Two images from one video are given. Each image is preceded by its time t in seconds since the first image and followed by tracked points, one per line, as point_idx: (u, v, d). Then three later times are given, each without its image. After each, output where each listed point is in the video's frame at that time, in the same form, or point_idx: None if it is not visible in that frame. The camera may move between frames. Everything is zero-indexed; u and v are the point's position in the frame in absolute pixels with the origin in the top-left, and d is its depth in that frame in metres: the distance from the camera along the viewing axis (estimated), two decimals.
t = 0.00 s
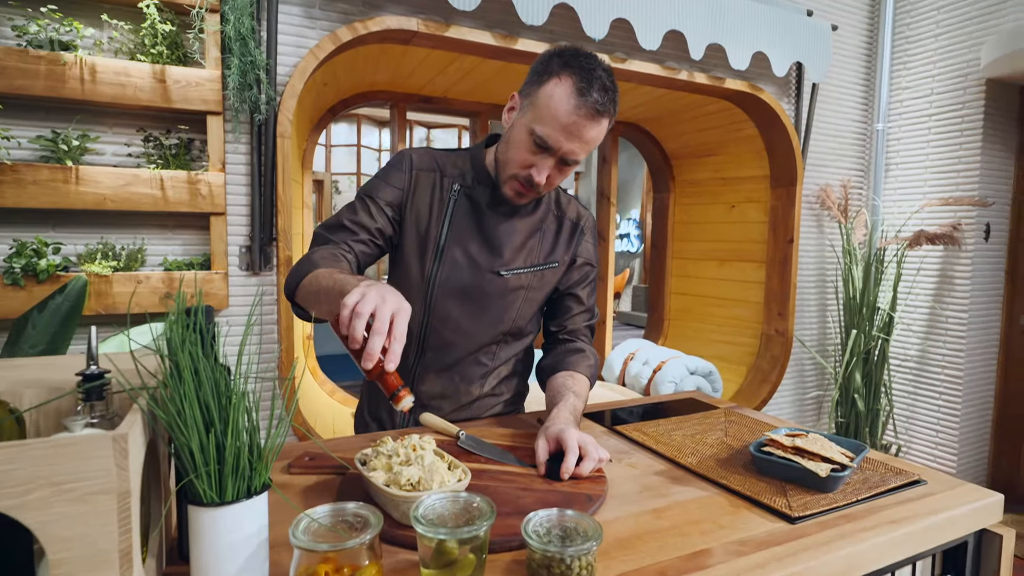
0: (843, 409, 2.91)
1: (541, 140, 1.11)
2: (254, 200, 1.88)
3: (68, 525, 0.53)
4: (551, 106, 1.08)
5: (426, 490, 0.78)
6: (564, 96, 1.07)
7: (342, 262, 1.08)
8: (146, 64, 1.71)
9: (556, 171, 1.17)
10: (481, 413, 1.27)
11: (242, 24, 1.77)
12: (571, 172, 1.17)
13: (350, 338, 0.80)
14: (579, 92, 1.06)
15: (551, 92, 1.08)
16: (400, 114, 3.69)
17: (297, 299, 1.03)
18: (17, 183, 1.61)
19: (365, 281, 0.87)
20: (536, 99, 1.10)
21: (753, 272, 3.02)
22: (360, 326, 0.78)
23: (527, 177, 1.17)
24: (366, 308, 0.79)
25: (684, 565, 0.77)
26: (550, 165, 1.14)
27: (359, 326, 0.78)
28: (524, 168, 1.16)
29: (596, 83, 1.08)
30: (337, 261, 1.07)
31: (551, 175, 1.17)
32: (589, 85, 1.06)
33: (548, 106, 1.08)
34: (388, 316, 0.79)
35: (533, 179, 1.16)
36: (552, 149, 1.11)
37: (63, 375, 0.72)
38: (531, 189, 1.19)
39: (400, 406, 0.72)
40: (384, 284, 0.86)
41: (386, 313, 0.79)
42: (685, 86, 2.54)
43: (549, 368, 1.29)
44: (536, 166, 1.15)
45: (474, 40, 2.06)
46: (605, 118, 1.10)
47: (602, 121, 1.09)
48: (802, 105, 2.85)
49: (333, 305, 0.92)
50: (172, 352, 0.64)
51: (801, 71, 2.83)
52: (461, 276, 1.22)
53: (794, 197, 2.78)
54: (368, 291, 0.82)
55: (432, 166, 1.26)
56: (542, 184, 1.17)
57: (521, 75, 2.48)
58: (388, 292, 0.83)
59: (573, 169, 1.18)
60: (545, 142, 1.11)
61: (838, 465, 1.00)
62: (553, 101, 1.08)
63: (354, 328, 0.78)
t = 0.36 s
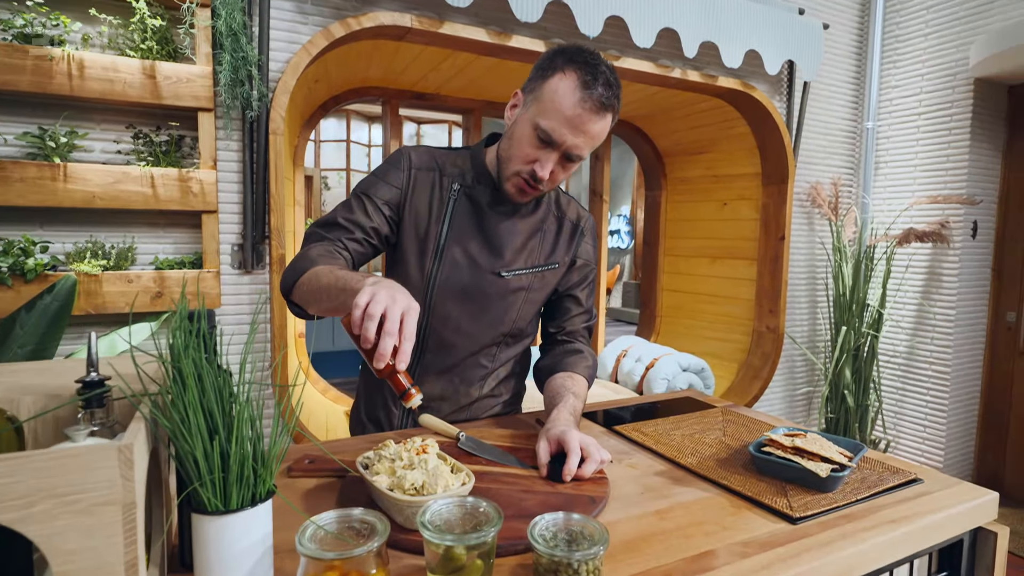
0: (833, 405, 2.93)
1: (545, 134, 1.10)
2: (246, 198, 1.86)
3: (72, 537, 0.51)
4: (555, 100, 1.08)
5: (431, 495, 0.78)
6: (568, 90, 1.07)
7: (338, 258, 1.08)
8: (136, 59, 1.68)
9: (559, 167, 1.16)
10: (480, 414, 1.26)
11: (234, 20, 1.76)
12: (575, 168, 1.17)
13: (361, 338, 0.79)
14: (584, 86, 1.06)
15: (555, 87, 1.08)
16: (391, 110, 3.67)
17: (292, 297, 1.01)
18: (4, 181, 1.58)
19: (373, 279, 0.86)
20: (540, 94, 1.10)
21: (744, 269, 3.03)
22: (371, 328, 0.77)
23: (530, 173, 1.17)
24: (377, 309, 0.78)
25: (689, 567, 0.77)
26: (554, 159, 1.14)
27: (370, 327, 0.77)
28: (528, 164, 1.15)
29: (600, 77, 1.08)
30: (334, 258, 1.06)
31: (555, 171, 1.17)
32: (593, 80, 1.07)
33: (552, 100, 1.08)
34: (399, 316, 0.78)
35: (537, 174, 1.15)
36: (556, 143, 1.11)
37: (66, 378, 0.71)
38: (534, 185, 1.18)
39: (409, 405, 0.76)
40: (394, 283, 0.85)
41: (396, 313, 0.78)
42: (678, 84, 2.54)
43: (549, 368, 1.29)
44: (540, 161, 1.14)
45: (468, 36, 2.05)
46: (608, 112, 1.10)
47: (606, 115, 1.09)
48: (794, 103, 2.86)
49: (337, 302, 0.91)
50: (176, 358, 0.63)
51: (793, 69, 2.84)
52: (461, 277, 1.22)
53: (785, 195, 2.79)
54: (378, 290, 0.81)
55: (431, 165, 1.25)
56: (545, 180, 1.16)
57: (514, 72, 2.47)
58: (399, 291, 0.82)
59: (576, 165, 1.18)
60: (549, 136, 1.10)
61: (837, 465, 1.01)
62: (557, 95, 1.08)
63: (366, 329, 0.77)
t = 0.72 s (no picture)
0: (824, 402, 2.95)
1: (546, 122, 1.11)
2: (239, 196, 1.85)
3: (80, 549, 0.50)
4: (555, 89, 1.09)
5: (436, 499, 0.77)
6: (568, 78, 1.08)
7: (346, 262, 1.06)
8: (127, 55, 1.66)
9: (561, 157, 1.16)
10: (479, 415, 1.26)
11: (227, 16, 1.74)
12: (576, 159, 1.17)
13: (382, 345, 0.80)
14: (583, 73, 1.08)
15: (554, 76, 1.10)
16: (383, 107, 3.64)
17: (300, 299, 1.01)
18: None
19: (391, 285, 0.87)
20: (540, 85, 1.12)
21: (737, 267, 3.05)
22: (396, 336, 0.78)
23: (532, 164, 1.16)
24: (400, 316, 0.79)
25: (694, 569, 0.78)
26: (556, 149, 1.14)
27: (394, 335, 0.78)
28: (529, 154, 1.15)
29: (598, 67, 1.11)
30: (342, 261, 1.05)
31: (556, 161, 1.16)
32: (591, 68, 1.09)
33: (552, 89, 1.10)
34: (421, 325, 0.79)
35: (538, 163, 1.14)
36: (557, 131, 1.11)
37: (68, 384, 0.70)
38: (534, 176, 1.17)
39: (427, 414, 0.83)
40: (414, 290, 0.86)
41: (421, 322, 0.79)
42: (672, 83, 2.54)
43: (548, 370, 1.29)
44: (541, 150, 1.14)
45: (463, 34, 2.04)
46: (607, 101, 1.12)
47: (605, 103, 1.11)
48: (786, 101, 2.87)
49: (352, 307, 0.91)
50: (181, 365, 0.62)
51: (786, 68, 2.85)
52: (463, 279, 1.21)
53: (778, 193, 2.81)
54: (401, 297, 0.81)
55: (433, 165, 1.24)
56: (547, 170, 1.16)
57: (509, 70, 2.46)
58: (420, 298, 0.82)
59: (577, 157, 1.18)
60: (551, 123, 1.10)
61: (836, 465, 1.02)
62: (557, 84, 1.09)
63: (390, 337, 0.78)
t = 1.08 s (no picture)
0: (813, 396, 2.98)
1: (547, 120, 1.11)
2: (230, 193, 1.84)
3: (87, 558, 0.48)
4: (556, 87, 1.10)
5: (439, 501, 0.77)
6: (568, 77, 1.09)
7: (349, 264, 1.07)
8: (115, 50, 1.63)
9: (562, 156, 1.16)
10: (476, 413, 1.27)
11: (217, 10, 1.72)
12: (576, 157, 1.17)
13: (391, 352, 0.81)
14: (583, 71, 1.09)
15: (554, 75, 1.10)
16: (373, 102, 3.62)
17: (301, 302, 1.02)
18: None
19: (398, 293, 0.88)
20: (540, 83, 1.12)
21: (727, 263, 3.07)
22: (405, 344, 0.78)
23: (533, 163, 1.16)
24: (411, 324, 0.80)
25: (695, 567, 0.78)
26: (557, 147, 1.14)
27: (403, 342, 0.78)
28: (530, 153, 1.15)
29: (598, 65, 1.11)
30: (344, 264, 1.05)
31: (557, 160, 1.17)
32: (591, 66, 1.09)
33: (553, 88, 1.10)
34: (431, 334, 0.80)
35: (539, 162, 1.14)
36: (558, 130, 1.11)
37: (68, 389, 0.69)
38: (535, 174, 1.17)
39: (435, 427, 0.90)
40: (422, 297, 0.86)
41: (429, 331, 0.80)
42: (663, 80, 2.54)
43: (546, 368, 1.30)
44: (541, 149, 1.14)
45: (456, 30, 2.03)
46: (607, 99, 1.12)
47: (605, 101, 1.12)
48: (777, 98, 2.89)
49: (357, 312, 0.91)
50: (185, 370, 0.61)
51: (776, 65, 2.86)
52: (464, 280, 1.22)
53: (768, 190, 2.83)
54: (411, 304, 0.82)
55: (433, 166, 1.25)
56: (548, 169, 1.16)
57: (501, 67, 2.45)
58: (430, 307, 0.83)
59: (578, 155, 1.18)
60: (551, 121, 1.11)
61: (831, 463, 1.03)
62: (557, 82, 1.10)
63: (399, 345, 0.79)
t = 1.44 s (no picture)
0: (803, 389, 3.01)
1: (550, 124, 1.12)
2: (225, 189, 1.83)
3: (100, 560, 0.48)
4: (560, 91, 1.10)
5: (444, 499, 0.78)
6: (573, 81, 1.09)
7: (350, 265, 1.06)
8: (107, 43, 1.61)
9: (563, 159, 1.18)
10: (474, 409, 1.29)
11: (210, 3, 1.71)
12: (578, 160, 1.19)
13: (387, 362, 0.80)
14: (588, 76, 1.09)
15: (559, 77, 1.10)
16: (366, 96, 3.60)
17: (300, 303, 1.01)
18: None
19: (395, 299, 0.87)
20: (545, 86, 1.12)
21: (720, 258, 3.09)
22: (402, 357, 0.78)
23: (534, 166, 1.17)
24: (408, 334, 0.79)
25: (696, 562, 0.79)
26: (559, 151, 1.15)
27: (400, 355, 0.78)
28: (533, 157, 1.16)
29: (603, 69, 1.12)
30: (346, 265, 1.05)
31: (559, 163, 1.18)
32: (596, 70, 1.10)
33: (557, 91, 1.10)
34: (428, 345, 0.79)
35: (541, 166, 1.16)
36: (561, 134, 1.12)
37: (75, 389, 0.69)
38: (536, 177, 1.19)
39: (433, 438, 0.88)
40: (420, 304, 0.86)
41: (428, 342, 0.79)
42: (657, 74, 2.55)
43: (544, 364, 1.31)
44: (544, 153, 1.15)
45: (451, 24, 2.02)
46: (611, 103, 1.13)
47: (609, 106, 1.12)
48: (770, 94, 2.90)
49: (356, 316, 0.91)
50: (194, 371, 0.61)
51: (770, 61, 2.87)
52: (465, 279, 1.24)
53: (761, 185, 2.85)
54: (408, 313, 0.81)
55: (434, 164, 1.25)
56: (549, 172, 1.18)
57: (495, 61, 2.44)
58: (427, 313, 0.83)
59: (579, 158, 1.20)
60: (555, 126, 1.12)
61: (828, 457, 1.04)
62: (562, 85, 1.10)
63: (396, 357, 0.78)
